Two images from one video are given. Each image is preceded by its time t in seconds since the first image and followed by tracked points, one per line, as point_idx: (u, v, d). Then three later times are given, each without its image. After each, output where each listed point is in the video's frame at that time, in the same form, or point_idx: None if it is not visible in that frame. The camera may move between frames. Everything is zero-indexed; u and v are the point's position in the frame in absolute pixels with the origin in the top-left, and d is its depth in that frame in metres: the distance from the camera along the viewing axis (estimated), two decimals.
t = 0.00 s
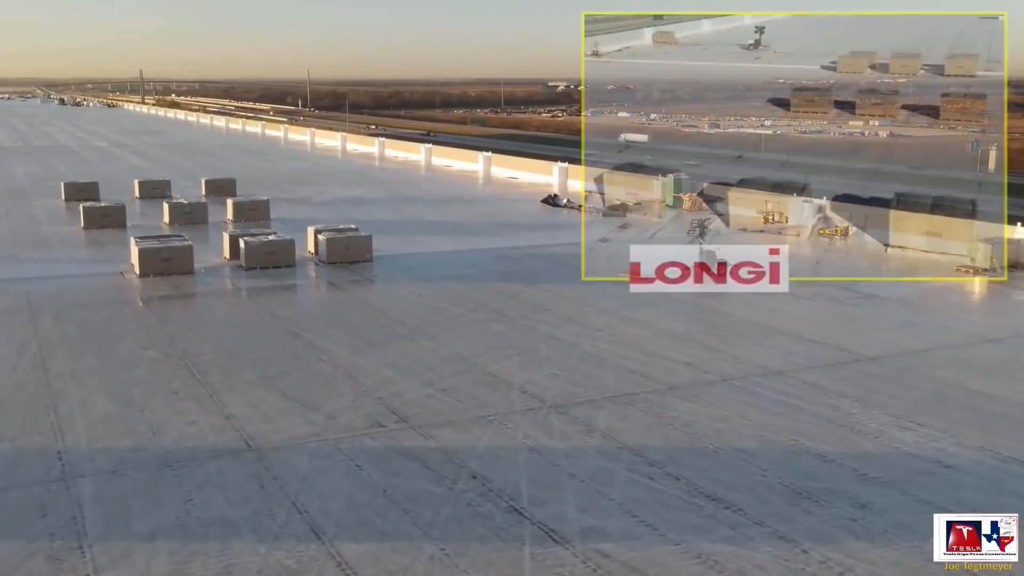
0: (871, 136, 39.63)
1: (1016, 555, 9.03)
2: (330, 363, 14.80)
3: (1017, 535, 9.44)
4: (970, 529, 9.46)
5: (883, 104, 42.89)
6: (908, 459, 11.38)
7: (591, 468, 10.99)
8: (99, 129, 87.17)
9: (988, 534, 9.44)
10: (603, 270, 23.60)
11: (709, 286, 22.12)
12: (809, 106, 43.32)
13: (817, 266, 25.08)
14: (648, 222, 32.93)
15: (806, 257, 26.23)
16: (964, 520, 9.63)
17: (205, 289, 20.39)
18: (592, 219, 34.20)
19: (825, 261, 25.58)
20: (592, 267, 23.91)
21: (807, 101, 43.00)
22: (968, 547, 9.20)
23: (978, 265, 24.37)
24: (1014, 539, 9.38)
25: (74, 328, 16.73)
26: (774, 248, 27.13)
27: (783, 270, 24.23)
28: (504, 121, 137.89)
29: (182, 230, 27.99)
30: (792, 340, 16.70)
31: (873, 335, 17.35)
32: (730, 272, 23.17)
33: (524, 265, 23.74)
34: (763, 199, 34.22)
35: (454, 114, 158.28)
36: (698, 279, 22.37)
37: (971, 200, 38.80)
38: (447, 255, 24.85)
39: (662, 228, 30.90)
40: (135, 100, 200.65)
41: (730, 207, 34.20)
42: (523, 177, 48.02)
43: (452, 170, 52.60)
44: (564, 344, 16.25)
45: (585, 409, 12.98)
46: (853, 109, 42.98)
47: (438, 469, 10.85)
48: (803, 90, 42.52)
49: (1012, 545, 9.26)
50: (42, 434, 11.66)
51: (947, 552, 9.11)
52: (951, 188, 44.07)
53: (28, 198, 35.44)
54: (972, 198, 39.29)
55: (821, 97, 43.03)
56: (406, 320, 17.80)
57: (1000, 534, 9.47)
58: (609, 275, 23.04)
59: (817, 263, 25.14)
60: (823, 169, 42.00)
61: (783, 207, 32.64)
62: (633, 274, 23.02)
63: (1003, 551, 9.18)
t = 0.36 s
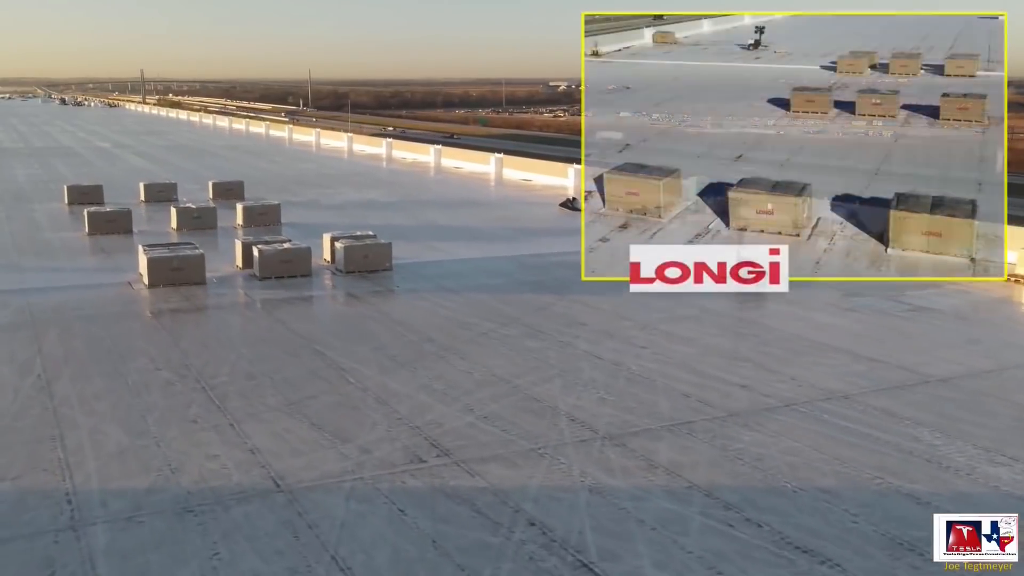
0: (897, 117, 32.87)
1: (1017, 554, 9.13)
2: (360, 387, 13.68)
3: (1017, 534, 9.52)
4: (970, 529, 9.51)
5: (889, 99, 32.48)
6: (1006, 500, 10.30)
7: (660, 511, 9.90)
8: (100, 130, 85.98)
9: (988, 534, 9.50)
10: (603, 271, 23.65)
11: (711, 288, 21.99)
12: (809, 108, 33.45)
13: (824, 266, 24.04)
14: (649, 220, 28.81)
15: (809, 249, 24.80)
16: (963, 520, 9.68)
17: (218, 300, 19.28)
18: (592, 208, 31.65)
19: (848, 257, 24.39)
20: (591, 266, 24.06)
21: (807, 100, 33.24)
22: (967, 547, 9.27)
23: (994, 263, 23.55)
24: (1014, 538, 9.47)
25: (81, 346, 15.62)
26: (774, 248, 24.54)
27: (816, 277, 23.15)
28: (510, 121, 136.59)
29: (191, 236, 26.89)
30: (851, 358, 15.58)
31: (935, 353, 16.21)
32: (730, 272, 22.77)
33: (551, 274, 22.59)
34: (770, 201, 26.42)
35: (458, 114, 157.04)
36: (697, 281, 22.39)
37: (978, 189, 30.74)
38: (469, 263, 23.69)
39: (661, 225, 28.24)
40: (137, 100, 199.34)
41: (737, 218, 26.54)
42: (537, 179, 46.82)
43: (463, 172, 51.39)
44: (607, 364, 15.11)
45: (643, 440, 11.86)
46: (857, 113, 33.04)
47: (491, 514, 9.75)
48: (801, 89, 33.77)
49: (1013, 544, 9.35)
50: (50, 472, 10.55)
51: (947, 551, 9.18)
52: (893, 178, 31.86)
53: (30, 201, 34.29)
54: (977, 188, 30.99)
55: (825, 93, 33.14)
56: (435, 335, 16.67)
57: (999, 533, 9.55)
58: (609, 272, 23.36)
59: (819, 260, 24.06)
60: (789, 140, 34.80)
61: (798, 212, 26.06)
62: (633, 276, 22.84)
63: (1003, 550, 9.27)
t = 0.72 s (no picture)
0: (897, 117, 30.54)
1: (1017, 554, 9.16)
2: (393, 412, 12.65)
3: (1017, 534, 9.55)
4: (970, 529, 9.52)
5: (889, 98, 30.54)
6: None
7: (739, 559, 8.93)
8: (102, 130, 84.88)
9: (990, 534, 9.50)
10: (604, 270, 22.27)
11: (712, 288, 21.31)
12: (809, 108, 31.60)
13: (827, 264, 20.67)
14: (647, 220, 21.97)
15: (815, 241, 20.90)
16: (963, 519, 9.69)
17: (232, 312, 18.27)
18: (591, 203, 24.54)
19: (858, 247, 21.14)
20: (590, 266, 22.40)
21: (807, 99, 31.39)
22: (967, 547, 9.30)
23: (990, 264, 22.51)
24: (1014, 538, 9.49)
25: (90, 364, 14.60)
26: (775, 248, 20.79)
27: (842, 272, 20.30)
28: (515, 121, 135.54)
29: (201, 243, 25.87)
30: (912, 378, 14.60)
31: (1000, 371, 15.20)
32: (730, 268, 21.09)
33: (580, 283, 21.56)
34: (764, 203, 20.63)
35: (462, 114, 156.07)
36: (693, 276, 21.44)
37: (980, 184, 25.01)
38: (494, 273, 22.62)
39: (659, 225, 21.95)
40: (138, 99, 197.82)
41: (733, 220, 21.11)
42: (551, 182, 45.74)
43: (474, 174, 50.35)
44: (655, 386, 14.08)
45: (707, 474, 10.86)
46: (857, 114, 31.14)
47: (554, 564, 8.75)
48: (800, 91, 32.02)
49: (1013, 544, 9.38)
50: (61, 514, 9.54)
51: (946, 551, 9.21)
52: (896, 177, 25.61)
53: (32, 206, 33.25)
54: (978, 183, 25.01)
55: (825, 93, 31.53)
56: (466, 352, 15.65)
57: (1000, 533, 9.56)
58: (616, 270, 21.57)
59: (820, 255, 20.61)
60: (779, 144, 29.05)
61: (798, 215, 20.49)
62: (633, 274, 21.25)
63: (1004, 550, 9.30)
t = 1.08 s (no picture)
0: (898, 117, 29.27)
1: (1017, 555, 9.09)
2: (428, 439, 11.67)
3: (1017, 534, 9.50)
4: (970, 529, 9.45)
5: (889, 98, 29.33)
6: None
7: None
8: (104, 131, 84.08)
9: (989, 534, 9.45)
10: (604, 267, 21.36)
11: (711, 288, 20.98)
12: (809, 108, 30.52)
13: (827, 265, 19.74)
14: (647, 220, 21.05)
15: (815, 241, 19.93)
16: (963, 520, 9.62)
17: (246, 324, 17.31)
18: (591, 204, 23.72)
19: (857, 247, 20.06)
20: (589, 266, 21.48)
21: (807, 99, 30.26)
22: (968, 546, 9.21)
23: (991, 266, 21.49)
24: (1014, 538, 9.44)
25: (98, 382, 13.65)
26: (775, 248, 19.90)
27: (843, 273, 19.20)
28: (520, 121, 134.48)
29: (210, 249, 24.92)
30: (977, 399, 13.64)
31: None
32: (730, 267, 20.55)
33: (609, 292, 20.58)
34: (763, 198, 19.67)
35: (465, 115, 155.35)
36: (693, 276, 21.10)
37: (981, 185, 23.92)
38: (517, 281, 21.65)
39: (659, 226, 21.01)
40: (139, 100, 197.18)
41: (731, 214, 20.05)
42: (564, 183, 44.71)
43: (483, 175, 49.35)
44: (705, 407, 13.12)
45: (779, 511, 9.89)
46: (856, 114, 29.97)
47: None
48: (800, 90, 30.93)
49: (1013, 544, 9.32)
50: (70, 561, 8.57)
51: (947, 551, 9.12)
52: (896, 177, 24.49)
53: (35, 209, 32.33)
54: (979, 183, 23.93)
55: (825, 93, 30.35)
56: (498, 370, 14.65)
57: (1000, 533, 9.52)
58: (616, 271, 20.70)
59: (820, 256, 19.65)
60: (779, 144, 28.04)
61: (798, 215, 19.51)
62: (633, 274, 20.51)
63: (1004, 550, 9.23)
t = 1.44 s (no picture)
0: (897, 117, 29.72)
1: (1016, 555, 9.08)
2: (462, 468, 10.76)
3: (1017, 534, 9.47)
4: (969, 529, 9.41)
5: (889, 98, 29.76)
6: None
7: None
8: (105, 130, 83.18)
9: (988, 534, 9.41)
10: (603, 266, 21.85)
11: (711, 288, 21.36)
12: (809, 108, 30.77)
13: (826, 265, 20.40)
14: (646, 221, 21.97)
15: (814, 241, 20.74)
16: (962, 519, 9.58)
17: (258, 335, 16.42)
18: (591, 203, 24.15)
19: (857, 248, 20.47)
20: (590, 265, 22.14)
21: (807, 100, 30.54)
22: (967, 547, 9.19)
23: (990, 264, 21.60)
24: (1014, 538, 9.41)
25: (104, 402, 12.78)
26: (774, 248, 20.64)
27: (846, 276, 19.94)
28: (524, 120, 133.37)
29: (218, 254, 24.03)
30: None
31: None
32: (730, 268, 21.21)
33: (636, 301, 19.67)
34: (767, 201, 20.30)
35: (468, 114, 154.50)
36: (693, 277, 21.53)
37: (981, 185, 24.00)
38: (539, 288, 20.73)
39: (659, 226, 21.88)
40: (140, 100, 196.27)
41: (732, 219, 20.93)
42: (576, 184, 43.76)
43: (492, 176, 48.38)
44: (755, 429, 12.21)
45: (851, 550, 9.03)
46: (856, 114, 30.41)
47: None
48: (801, 90, 31.18)
49: (1012, 544, 9.30)
50: None
51: (947, 551, 9.09)
52: (896, 177, 24.63)
53: (35, 211, 31.43)
54: (979, 184, 24.05)
55: (825, 93, 30.62)
56: (530, 387, 13.75)
57: (999, 533, 9.48)
58: (616, 271, 21.36)
59: (819, 256, 20.30)
60: (779, 144, 28.18)
61: (798, 215, 20.35)
62: (634, 274, 21.16)
63: (1003, 550, 9.22)
